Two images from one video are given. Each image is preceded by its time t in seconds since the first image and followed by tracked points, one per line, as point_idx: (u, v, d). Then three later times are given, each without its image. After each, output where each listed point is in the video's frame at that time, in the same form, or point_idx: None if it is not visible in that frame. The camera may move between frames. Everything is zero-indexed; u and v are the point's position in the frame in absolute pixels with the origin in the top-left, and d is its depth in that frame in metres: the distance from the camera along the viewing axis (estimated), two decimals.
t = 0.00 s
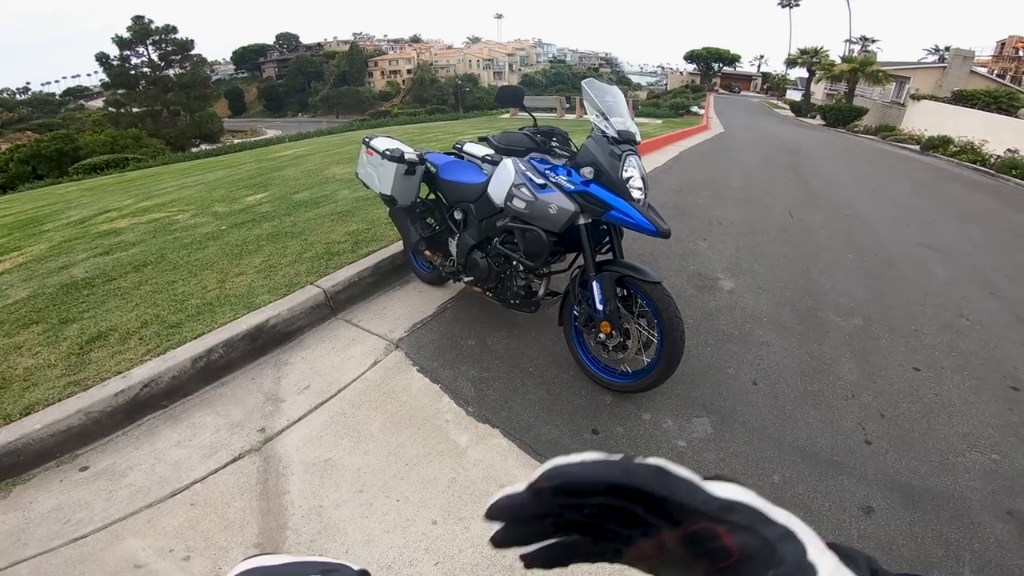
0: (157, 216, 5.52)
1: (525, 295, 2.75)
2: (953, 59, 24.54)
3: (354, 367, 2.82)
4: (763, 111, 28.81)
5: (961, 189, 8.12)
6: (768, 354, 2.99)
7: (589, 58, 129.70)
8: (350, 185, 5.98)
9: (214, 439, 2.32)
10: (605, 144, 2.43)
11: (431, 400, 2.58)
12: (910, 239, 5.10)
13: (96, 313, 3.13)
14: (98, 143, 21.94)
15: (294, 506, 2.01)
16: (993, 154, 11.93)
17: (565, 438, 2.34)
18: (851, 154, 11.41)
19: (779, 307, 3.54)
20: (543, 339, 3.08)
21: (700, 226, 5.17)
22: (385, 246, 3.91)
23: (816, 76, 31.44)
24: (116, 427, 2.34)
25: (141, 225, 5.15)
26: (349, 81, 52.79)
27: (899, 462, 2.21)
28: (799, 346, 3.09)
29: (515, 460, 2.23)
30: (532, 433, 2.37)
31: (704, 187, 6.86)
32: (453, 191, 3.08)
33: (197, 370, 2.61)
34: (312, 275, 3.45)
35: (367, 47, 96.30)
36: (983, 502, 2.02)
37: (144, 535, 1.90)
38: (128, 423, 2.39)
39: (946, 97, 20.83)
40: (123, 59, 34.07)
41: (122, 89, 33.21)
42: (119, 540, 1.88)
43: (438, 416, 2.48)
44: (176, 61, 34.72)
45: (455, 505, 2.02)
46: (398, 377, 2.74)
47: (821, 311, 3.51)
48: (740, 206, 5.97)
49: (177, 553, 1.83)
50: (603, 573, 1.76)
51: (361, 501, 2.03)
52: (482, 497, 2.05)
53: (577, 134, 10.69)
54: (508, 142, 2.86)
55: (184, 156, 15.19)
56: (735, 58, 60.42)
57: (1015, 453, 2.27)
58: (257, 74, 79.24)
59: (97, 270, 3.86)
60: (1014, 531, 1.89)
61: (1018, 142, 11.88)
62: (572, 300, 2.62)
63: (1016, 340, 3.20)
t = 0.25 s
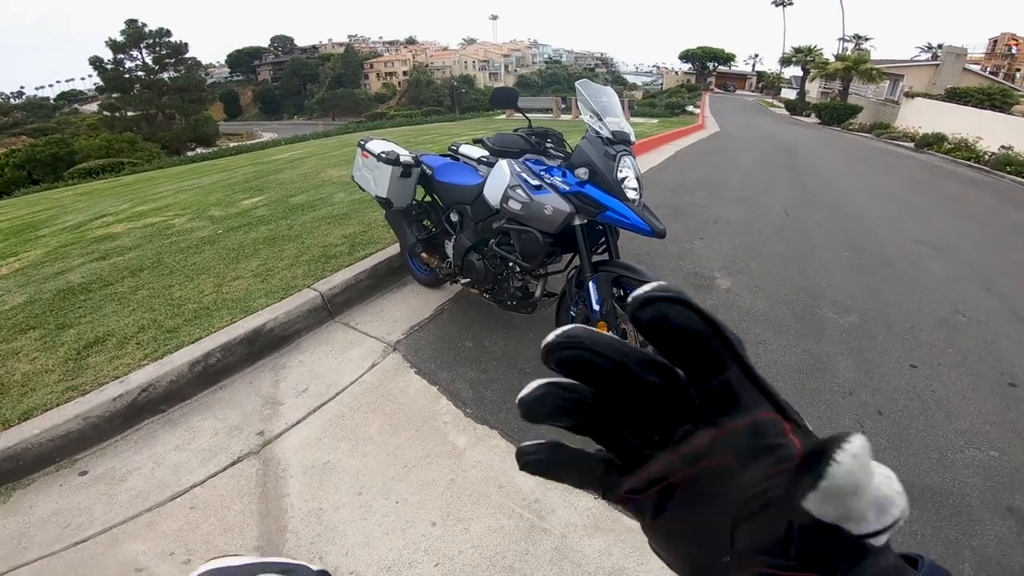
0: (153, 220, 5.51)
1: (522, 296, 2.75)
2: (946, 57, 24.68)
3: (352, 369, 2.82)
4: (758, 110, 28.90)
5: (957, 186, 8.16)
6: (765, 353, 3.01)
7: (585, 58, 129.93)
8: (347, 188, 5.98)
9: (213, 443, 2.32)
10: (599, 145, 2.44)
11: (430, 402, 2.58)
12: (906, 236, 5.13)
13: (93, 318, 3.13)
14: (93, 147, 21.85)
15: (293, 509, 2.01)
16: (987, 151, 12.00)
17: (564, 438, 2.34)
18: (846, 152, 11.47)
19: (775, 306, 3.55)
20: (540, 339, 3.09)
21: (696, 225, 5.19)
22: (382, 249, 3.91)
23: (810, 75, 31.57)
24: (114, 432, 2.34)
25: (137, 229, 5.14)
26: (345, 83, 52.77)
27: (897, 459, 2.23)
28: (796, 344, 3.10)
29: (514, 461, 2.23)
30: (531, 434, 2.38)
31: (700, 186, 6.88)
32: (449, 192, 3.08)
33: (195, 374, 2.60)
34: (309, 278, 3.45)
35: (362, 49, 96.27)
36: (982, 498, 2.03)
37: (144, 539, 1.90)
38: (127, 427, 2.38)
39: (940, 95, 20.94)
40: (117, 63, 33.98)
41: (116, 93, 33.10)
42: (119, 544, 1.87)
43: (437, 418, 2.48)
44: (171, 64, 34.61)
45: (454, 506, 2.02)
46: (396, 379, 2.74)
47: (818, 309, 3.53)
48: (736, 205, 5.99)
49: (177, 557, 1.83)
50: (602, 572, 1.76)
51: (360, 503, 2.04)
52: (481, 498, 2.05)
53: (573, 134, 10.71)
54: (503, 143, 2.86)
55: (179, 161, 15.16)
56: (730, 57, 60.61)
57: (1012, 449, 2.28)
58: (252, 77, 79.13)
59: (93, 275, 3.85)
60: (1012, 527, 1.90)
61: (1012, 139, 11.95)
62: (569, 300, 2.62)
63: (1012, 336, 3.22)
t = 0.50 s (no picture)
0: (150, 221, 5.49)
1: (521, 294, 2.75)
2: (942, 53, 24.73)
3: (351, 369, 2.82)
4: (755, 107, 28.90)
5: (955, 181, 8.17)
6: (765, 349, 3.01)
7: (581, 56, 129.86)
8: (345, 187, 5.98)
9: (213, 444, 2.32)
10: (597, 142, 2.44)
11: (429, 401, 2.58)
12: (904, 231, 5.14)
13: (91, 320, 3.12)
14: (89, 149, 21.79)
15: (294, 509, 2.01)
16: (984, 146, 12.02)
17: (563, 436, 2.35)
18: (844, 148, 11.48)
19: (774, 302, 3.56)
20: (539, 337, 3.09)
21: (694, 222, 5.19)
22: (380, 248, 3.91)
23: (807, 71, 31.60)
24: (114, 433, 2.34)
25: (134, 231, 5.13)
26: (342, 83, 52.80)
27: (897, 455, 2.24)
28: (795, 340, 3.11)
29: (514, 459, 2.24)
30: (530, 432, 2.38)
31: (698, 183, 6.89)
32: (447, 191, 3.08)
33: (195, 375, 2.60)
34: (307, 277, 3.44)
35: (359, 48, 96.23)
36: (982, 494, 2.04)
37: (146, 540, 1.90)
38: (126, 429, 2.38)
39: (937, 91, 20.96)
40: (113, 64, 33.88)
41: (112, 94, 33.03)
42: (121, 546, 1.87)
43: (436, 416, 2.48)
44: (166, 65, 34.49)
45: (455, 505, 2.02)
46: (396, 378, 2.74)
47: (817, 305, 3.54)
48: (734, 202, 5.99)
49: (179, 557, 1.83)
50: (604, 569, 1.77)
51: (361, 503, 2.04)
52: (482, 497, 2.06)
53: (570, 132, 10.71)
54: (500, 141, 2.86)
55: (175, 161, 15.13)
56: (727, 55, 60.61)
57: (1011, 444, 2.29)
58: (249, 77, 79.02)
59: (91, 277, 3.84)
60: (1013, 522, 1.91)
61: (1008, 134, 11.98)
62: (567, 298, 2.62)
63: (1010, 331, 3.23)
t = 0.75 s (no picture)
0: (147, 220, 5.48)
1: (518, 292, 2.74)
2: (940, 49, 24.70)
3: (350, 367, 2.81)
4: (753, 103, 28.86)
5: (954, 177, 8.17)
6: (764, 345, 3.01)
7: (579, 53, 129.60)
8: (343, 185, 5.96)
9: (212, 443, 2.31)
10: (594, 139, 2.43)
11: (428, 399, 2.58)
12: (903, 228, 5.14)
13: (89, 319, 3.11)
14: (85, 148, 21.73)
15: (293, 509, 2.01)
16: (983, 142, 12.01)
17: (562, 434, 2.35)
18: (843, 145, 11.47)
19: (773, 298, 3.56)
20: (538, 334, 3.09)
21: (693, 218, 5.18)
22: (378, 246, 3.90)
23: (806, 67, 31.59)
24: (113, 433, 2.33)
25: (132, 230, 5.11)
26: (339, 80, 52.67)
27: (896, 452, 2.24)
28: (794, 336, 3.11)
29: (513, 457, 2.23)
30: (529, 429, 2.38)
31: (696, 179, 6.88)
32: (444, 189, 3.07)
33: (193, 374, 2.60)
34: (305, 276, 3.43)
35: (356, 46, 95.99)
36: (981, 491, 2.04)
37: (145, 540, 1.89)
38: (125, 429, 2.37)
39: (935, 87, 20.93)
40: (109, 63, 33.76)
41: (109, 94, 32.92)
42: (120, 546, 1.87)
43: (435, 415, 2.48)
44: (163, 64, 34.37)
45: (454, 503, 2.02)
46: (394, 376, 2.74)
47: (816, 301, 3.53)
48: (733, 198, 5.98)
49: (178, 557, 1.83)
50: (603, 567, 1.77)
51: (360, 502, 2.03)
52: (481, 495, 2.05)
53: (569, 129, 10.68)
54: (497, 138, 2.85)
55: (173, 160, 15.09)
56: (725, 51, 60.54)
57: (1011, 441, 2.29)
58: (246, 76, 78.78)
59: (88, 276, 3.83)
60: (1013, 520, 1.91)
61: (1007, 130, 11.96)
62: (565, 295, 2.62)
63: (1010, 327, 3.23)
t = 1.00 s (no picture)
0: (141, 218, 5.45)
1: (513, 287, 2.74)
2: (936, 47, 24.74)
3: (345, 364, 2.80)
4: (750, 99, 28.86)
5: (949, 173, 8.19)
6: (759, 340, 3.02)
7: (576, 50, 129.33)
8: (338, 182, 5.94)
9: (206, 440, 2.30)
10: (588, 134, 2.42)
11: (423, 395, 2.57)
12: (898, 223, 5.15)
13: (83, 317, 3.09)
14: (80, 145, 21.62)
15: (288, 506, 2.00)
16: (978, 138, 12.04)
17: (558, 429, 2.35)
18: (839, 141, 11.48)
19: (768, 293, 3.56)
20: (533, 329, 3.08)
21: (689, 214, 5.19)
22: (374, 242, 3.89)
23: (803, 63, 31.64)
24: (106, 430, 2.32)
25: (126, 227, 5.09)
26: (335, 77, 52.51)
27: (891, 447, 2.24)
28: (790, 331, 3.11)
29: (508, 452, 2.23)
30: (524, 425, 2.38)
31: (692, 175, 6.88)
32: (439, 184, 3.06)
33: (187, 371, 2.59)
34: (300, 272, 3.42)
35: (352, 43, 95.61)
36: (976, 486, 2.05)
37: (140, 538, 1.88)
38: (119, 426, 2.36)
39: (932, 84, 20.97)
40: (104, 61, 33.55)
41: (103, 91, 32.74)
42: (114, 544, 1.86)
43: (430, 410, 2.47)
44: (157, 61, 34.16)
45: (450, 499, 2.02)
46: (389, 372, 2.73)
47: (811, 296, 3.54)
48: (729, 194, 5.99)
49: (173, 555, 1.82)
50: (598, 563, 1.77)
51: (355, 499, 2.03)
52: (476, 491, 2.05)
53: (565, 125, 10.67)
54: (492, 134, 2.84)
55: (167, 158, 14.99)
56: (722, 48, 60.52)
57: (1005, 436, 2.30)
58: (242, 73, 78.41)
59: (82, 274, 3.81)
60: (1007, 516, 1.92)
61: (1002, 127, 12.00)
62: (560, 290, 2.61)
63: (1004, 322, 3.24)
